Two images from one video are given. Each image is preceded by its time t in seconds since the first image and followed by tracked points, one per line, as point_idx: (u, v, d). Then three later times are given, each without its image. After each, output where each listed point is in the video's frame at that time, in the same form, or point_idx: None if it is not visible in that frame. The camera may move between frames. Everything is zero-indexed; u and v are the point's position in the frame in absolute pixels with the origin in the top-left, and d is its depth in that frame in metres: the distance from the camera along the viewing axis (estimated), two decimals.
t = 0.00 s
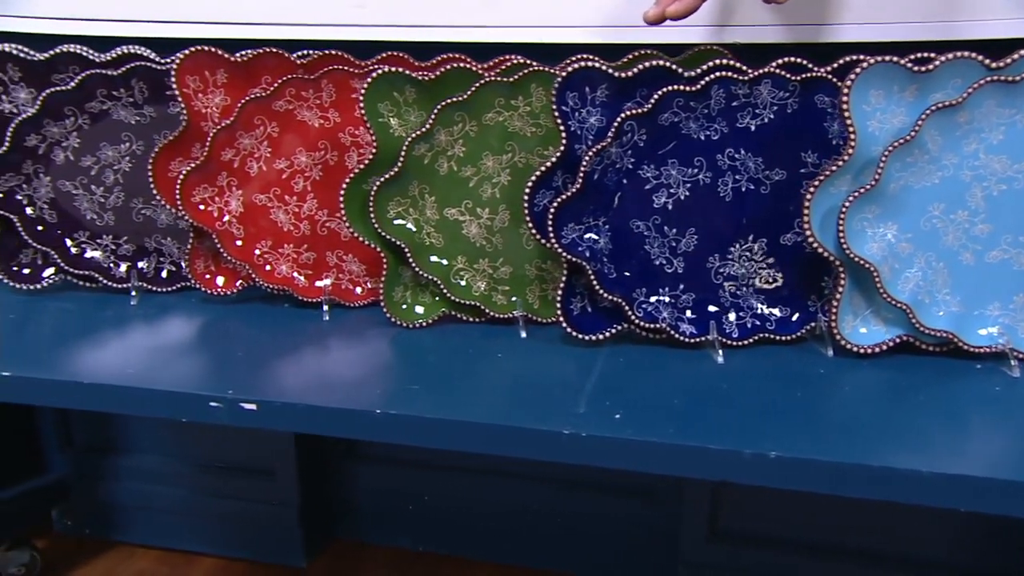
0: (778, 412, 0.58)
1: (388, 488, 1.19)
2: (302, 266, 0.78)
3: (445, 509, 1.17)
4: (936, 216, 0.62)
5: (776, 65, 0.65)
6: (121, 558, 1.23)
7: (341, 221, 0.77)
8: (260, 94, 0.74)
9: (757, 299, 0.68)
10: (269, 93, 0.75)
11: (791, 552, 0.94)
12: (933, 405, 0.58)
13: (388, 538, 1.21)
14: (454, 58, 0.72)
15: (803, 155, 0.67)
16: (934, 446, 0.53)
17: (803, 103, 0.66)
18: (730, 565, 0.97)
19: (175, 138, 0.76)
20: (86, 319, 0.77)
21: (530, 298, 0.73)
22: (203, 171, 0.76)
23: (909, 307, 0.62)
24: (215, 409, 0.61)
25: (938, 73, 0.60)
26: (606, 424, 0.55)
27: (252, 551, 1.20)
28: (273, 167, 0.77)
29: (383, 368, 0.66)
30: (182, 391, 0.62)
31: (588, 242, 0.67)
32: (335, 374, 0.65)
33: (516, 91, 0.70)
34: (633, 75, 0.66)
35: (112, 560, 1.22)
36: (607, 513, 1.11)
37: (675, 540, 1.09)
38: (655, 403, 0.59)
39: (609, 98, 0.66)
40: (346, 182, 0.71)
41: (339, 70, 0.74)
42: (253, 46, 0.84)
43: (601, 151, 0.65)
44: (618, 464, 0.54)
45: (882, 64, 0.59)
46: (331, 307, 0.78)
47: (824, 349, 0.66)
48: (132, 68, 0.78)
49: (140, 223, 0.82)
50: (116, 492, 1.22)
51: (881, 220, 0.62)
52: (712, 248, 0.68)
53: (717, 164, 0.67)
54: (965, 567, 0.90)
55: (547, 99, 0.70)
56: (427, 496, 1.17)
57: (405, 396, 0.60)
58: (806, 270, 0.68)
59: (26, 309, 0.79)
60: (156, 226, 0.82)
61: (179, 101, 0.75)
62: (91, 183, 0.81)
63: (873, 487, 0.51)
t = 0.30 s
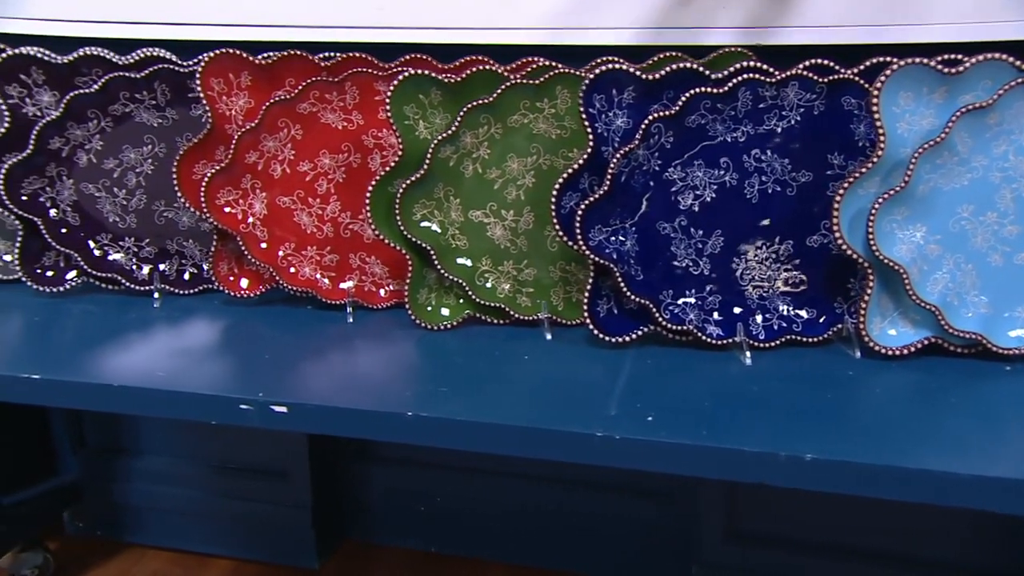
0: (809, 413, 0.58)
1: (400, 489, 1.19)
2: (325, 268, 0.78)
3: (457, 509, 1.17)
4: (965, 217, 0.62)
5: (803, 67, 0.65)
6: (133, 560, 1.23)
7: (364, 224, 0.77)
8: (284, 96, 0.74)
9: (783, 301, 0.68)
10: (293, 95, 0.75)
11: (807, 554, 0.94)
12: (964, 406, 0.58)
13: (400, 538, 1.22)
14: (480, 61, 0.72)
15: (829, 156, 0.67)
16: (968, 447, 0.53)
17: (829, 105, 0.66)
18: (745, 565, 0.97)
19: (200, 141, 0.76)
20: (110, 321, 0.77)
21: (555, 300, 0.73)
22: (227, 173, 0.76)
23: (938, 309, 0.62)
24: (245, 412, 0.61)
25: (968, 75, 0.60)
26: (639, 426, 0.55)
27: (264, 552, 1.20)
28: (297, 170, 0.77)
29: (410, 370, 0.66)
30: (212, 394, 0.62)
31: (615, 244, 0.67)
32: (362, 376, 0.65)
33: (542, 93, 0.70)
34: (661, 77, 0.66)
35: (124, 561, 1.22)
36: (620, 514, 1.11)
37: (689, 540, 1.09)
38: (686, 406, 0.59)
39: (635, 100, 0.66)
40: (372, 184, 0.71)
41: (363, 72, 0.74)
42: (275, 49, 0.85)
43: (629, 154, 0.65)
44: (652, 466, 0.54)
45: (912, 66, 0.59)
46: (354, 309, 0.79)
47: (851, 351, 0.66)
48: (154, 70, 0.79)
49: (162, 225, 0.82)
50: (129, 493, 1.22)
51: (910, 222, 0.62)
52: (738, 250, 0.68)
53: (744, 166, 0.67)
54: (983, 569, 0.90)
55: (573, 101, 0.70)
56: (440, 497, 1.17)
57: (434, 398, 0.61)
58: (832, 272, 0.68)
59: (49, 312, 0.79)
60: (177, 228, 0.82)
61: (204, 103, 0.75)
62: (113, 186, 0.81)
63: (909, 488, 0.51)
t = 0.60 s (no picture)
0: (835, 415, 0.58)
1: (409, 490, 1.19)
2: (343, 271, 0.78)
3: (466, 511, 1.17)
4: (989, 219, 0.62)
5: (825, 68, 0.65)
6: (141, 562, 1.22)
7: (382, 226, 0.77)
8: (302, 99, 0.74)
9: (804, 303, 0.68)
10: (312, 98, 0.75)
11: (821, 556, 0.94)
12: (990, 408, 0.58)
13: (410, 540, 1.21)
14: (500, 63, 0.72)
15: (851, 158, 0.67)
16: (996, 449, 0.53)
17: (851, 107, 0.65)
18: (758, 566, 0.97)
19: (218, 143, 0.76)
20: (128, 323, 0.77)
21: (574, 302, 0.73)
22: (245, 176, 0.75)
23: (962, 310, 0.62)
24: (269, 415, 0.61)
25: (992, 77, 0.60)
26: (666, 428, 0.55)
27: (274, 554, 1.20)
28: (315, 172, 0.77)
29: (430, 372, 0.66)
30: (235, 397, 0.62)
31: (637, 246, 0.66)
32: (383, 379, 0.65)
33: (561, 95, 0.70)
34: (683, 79, 0.66)
35: (133, 564, 1.22)
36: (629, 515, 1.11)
37: (699, 542, 1.09)
38: (712, 408, 0.59)
39: (657, 102, 0.66)
40: (392, 187, 0.71)
41: (381, 74, 0.74)
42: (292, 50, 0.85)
43: (651, 156, 0.65)
44: (679, 468, 0.54)
45: (937, 68, 0.59)
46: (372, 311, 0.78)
47: (874, 353, 0.66)
48: (171, 73, 0.78)
49: (178, 228, 0.82)
50: (138, 495, 1.22)
51: (933, 224, 0.62)
52: (759, 252, 0.68)
53: (765, 167, 0.67)
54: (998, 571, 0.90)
55: (592, 102, 0.70)
56: (449, 499, 1.17)
57: (457, 401, 0.60)
58: (853, 274, 0.68)
59: (65, 315, 0.79)
60: (194, 231, 0.82)
61: (222, 106, 0.75)
62: (130, 188, 0.81)
63: (939, 491, 0.51)
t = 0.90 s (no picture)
0: (861, 419, 0.57)
1: (419, 493, 1.18)
2: (360, 274, 0.78)
3: (475, 514, 1.16)
4: (1014, 221, 0.62)
5: (847, 70, 0.65)
6: (148, 565, 1.22)
7: (399, 229, 0.77)
8: (320, 101, 0.74)
9: (826, 306, 0.68)
10: (329, 100, 0.74)
11: (835, 558, 0.94)
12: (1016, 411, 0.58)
13: (418, 543, 1.21)
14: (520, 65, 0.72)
15: (872, 160, 0.66)
16: None
17: (873, 109, 0.65)
18: (771, 570, 0.96)
19: (234, 146, 0.76)
20: (144, 327, 0.77)
21: (593, 305, 0.73)
22: (262, 178, 0.75)
23: (987, 313, 0.62)
24: (291, 420, 0.61)
25: (1017, 78, 0.60)
26: (693, 433, 0.55)
27: (282, 556, 1.19)
28: (332, 174, 0.76)
29: (450, 376, 0.66)
30: (256, 401, 0.61)
31: (659, 249, 0.66)
32: (402, 382, 0.65)
33: (581, 97, 0.70)
34: (704, 81, 0.65)
35: (140, 566, 1.21)
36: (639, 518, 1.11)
37: (710, 544, 1.09)
38: (737, 412, 0.58)
39: (678, 104, 0.66)
40: (411, 190, 0.71)
41: (399, 76, 0.74)
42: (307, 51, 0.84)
43: (673, 158, 0.65)
44: (707, 473, 0.54)
45: (962, 69, 0.59)
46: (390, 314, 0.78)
47: (896, 356, 0.66)
48: (187, 75, 0.78)
49: (193, 231, 0.82)
50: (145, 498, 1.22)
51: (958, 226, 0.62)
52: (781, 254, 0.68)
53: (787, 170, 0.67)
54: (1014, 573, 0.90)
55: (612, 104, 0.70)
56: (457, 501, 1.17)
57: (479, 405, 0.60)
58: (875, 277, 0.67)
59: (81, 318, 0.79)
60: (208, 234, 0.82)
61: (240, 108, 0.75)
62: (145, 191, 0.81)
63: (970, 495, 0.51)
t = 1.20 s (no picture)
0: (891, 423, 0.57)
1: (429, 495, 1.18)
2: (378, 277, 0.78)
3: (486, 516, 1.15)
4: None
5: (872, 71, 0.64)
6: (158, 567, 1.22)
7: (417, 231, 0.77)
8: (339, 103, 0.74)
9: (850, 309, 0.67)
10: (348, 102, 0.74)
11: (851, 562, 0.93)
12: None
13: (429, 545, 1.20)
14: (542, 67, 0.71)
15: (896, 162, 0.66)
16: None
17: (898, 111, 0.65)
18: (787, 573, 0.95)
19: (252, 148, 0.75)
20: (162, 330, 0.77)
21: (614, 308, 0.73)
22: (281, 181, 0.75)
23: (1015, 316, 0.62)
24: (315, 425, 0.60)
25: None
26: (722, 438, 0.55)
27: (293, 560, 1.19)
28: (351, 177, 0.76)
29: (471, 380, 0.65)
30: (280, 406, 0.61)
31: (682, 252, 0.66)
32: (424, 386, 0.65)
33: (603, 99, 0.69)
34: (728, 83, 0.65)
35: (150, 569, 1.21)
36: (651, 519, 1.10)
37: (723, 547, 1.08)
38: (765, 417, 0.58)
39: (701, 106, 0.65)
40: (432, 193, 0.71)
41: (419, 79, 0.74)
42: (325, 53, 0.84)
43: (697, 161, 0.65)
44: (738, 479, 0.53)
45: (989, 71, 0.59)
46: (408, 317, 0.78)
47: (921, 359, 0.65)
48: (205, 77, 0.78)
49: (209, 234, 0.81)
50: (155, 500, 1.21)
51: (986, 229, 0.62)
52: (805, 257, 0.67)
53: (811, 172, 0.66)
54: None
55: (634, 107, 0.69)
56: (467, 503, 1.16)
57: (502, 411, 0.60)
58: (899, 279, 0.67)
59: (98, 321, 0.78)
60: (225, 236, 0.81)
61: (258, 110, 0.74)
62: (162, 194, 0.80)
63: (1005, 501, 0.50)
